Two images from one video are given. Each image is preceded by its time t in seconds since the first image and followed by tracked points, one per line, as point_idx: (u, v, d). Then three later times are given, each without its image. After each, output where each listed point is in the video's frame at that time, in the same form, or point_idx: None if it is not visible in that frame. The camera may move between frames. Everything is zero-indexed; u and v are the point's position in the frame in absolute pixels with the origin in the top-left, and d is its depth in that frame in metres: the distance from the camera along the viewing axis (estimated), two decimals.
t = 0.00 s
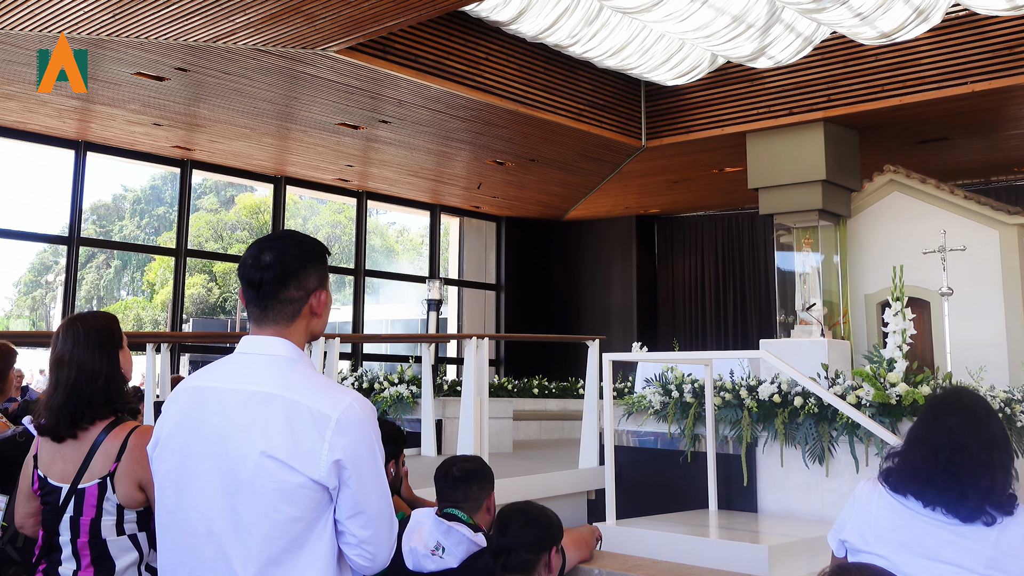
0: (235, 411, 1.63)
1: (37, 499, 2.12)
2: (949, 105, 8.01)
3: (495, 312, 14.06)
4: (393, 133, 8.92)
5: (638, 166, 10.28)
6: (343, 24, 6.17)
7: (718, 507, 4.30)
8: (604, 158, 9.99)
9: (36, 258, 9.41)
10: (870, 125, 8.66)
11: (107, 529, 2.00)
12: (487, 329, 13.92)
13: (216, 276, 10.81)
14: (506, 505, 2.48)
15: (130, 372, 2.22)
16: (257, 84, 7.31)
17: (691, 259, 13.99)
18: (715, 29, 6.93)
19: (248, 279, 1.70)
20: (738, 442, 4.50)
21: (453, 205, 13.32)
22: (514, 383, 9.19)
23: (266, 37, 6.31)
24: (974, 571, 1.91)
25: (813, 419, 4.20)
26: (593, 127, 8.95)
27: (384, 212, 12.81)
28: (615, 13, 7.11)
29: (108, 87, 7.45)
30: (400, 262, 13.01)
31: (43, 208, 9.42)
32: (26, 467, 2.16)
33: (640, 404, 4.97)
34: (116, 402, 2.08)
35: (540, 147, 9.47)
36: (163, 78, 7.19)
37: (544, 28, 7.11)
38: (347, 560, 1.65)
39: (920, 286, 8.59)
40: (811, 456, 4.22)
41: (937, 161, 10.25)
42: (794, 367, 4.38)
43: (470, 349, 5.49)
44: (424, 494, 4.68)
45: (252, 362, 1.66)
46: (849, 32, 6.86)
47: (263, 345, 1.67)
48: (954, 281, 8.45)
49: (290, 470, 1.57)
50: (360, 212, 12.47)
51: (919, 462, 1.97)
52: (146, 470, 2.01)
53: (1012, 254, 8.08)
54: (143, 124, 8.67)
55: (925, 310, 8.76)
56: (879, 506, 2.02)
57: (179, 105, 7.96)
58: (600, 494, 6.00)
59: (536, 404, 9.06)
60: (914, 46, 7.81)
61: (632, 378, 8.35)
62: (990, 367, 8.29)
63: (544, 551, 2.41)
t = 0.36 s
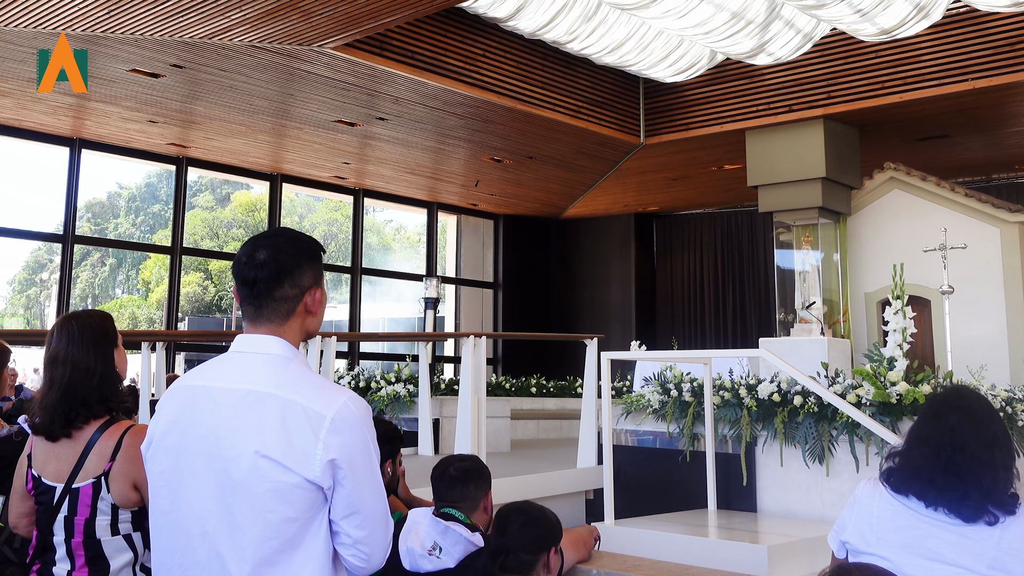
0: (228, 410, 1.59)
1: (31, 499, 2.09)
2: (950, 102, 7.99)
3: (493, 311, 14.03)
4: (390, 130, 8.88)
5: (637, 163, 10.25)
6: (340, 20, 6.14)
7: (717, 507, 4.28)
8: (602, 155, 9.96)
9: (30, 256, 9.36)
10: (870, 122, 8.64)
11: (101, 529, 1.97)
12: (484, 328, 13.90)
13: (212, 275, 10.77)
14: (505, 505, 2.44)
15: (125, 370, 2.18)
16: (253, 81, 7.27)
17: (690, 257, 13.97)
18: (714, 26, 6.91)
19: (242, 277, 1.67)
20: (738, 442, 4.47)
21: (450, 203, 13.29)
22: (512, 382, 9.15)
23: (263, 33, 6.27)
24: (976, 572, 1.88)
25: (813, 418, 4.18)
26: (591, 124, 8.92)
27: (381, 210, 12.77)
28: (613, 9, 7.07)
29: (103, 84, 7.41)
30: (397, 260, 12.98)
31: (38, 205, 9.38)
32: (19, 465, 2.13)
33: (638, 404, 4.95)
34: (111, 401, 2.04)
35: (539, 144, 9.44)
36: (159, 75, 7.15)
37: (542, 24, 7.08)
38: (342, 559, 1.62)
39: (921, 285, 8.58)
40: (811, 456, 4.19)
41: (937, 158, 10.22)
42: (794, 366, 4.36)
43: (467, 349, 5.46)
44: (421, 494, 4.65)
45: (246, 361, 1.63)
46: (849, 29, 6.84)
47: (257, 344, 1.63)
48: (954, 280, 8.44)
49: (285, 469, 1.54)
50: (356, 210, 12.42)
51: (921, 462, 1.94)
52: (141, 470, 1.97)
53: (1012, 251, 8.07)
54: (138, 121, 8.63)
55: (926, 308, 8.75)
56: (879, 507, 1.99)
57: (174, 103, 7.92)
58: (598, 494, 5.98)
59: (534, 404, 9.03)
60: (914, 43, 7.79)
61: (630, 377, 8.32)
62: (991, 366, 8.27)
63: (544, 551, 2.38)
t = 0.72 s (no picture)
0: (222, 409, 1.56)
1: (26, 497, 2.05)
2: (951, 99, 7.96)
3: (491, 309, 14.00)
4: (387, 127, 8.84)
5: (635, 160, 10.22)
6: (337, 17, 6.10)
7: (716, 506, 4.26)
8: (601, 152, 9.93)
9: (25, 254, 9.32)
10: (870, 119, 8.62)
11: (96, 529, 1.94)
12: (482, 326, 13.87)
13: (208, 273, 10.73)
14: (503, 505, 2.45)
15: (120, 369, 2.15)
16: (248, 78, 7.23)
17: (689, 255, 13.95)
18: (713, 22, 6.88)
19: (236, 275, 1.64)
20: (737, 441, 4.45)
21: (448, 201, 13.26)
22: (510, 381, 9.12)
23: (259, 29, 6.23)
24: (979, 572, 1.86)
25: (813, 418, 4.15)
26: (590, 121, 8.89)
27: (378, 208, 12.73)
28: (612, 6, 7.04)
29: (98, 81, 7.37)
30: (394, 258, 12.94)
31: (32, 203, 9.34)
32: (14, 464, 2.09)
33: (637, 403, 4.94)
34: (107, 400, 2.01)
35: (536, 141, 9.41)
36: (154, 72, 7.11)
37: (540, 20, 7.05)
38: (337, 560, 1.59)
39: (921, 283, 8.56)
40: (811, 456, 4.17)
41: (938, 156, 10.20)
42: (794, 365, 4.34)
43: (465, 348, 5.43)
44: (418, 494, 4.63)
45: (240, 360, 1.60)
46: (849, 25, 6.81)
47: (252, 342, 1.60)
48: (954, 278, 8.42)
49: (279, 469, 1.51)
50: (353, 207, 12.39)
51: (922, 462, 1.91)
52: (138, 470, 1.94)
53: (1012, 249, 8.05)
54: (133, 118, 8.58)
55: (927, 307, 8.72)
56: (880, 508, 1.96)
57: (169, 99, 7.87)
58: (597, 494, 5.95)
59: (532, 403, 9.00)
60: (915, 40, 7.76)
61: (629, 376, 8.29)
62: (992, 365, 8.25)
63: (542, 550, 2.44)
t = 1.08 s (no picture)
0: (217, 408, 1.53)
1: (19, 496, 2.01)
2: (951, 96, 7.94)
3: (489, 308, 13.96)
4: (383, 124, 8.81)
5: (634, 158, 10.19)
6: (333, 13, 6.07)
7: (716, 506, 4.24)
8: (599, 150, 9.90)
9: (19, 252, 9.27)
10: (871, 116, 8.61)
11: (91, 529, 1.91)
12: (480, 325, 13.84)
13: (203, 271, 10.68)
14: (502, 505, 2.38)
15: (116, 368, 2.12)
16: (244, 74, 7.19)
17: (687, 253, 13.92)
18: (712, 19, 6.85)
19: (230, 273, 1.61)
20: (737, 440, 4.43)
21: (445, 199, 13.23)
22: (508, 379, 9.09)
23: (254, 25, 6.20)
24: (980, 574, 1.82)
25: (813, 417, 4.14)
26: (588, 119, 8.86)
27: (375, 205, 12.68)
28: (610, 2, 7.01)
29: (93, 78, 7.32)
30: (391, 256, 12.90)
31: (27, 201, 9.30)
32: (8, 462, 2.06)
33: (636, 402, 4.93)
34: (101, 398, 1.98)
35: (535, 138, 9.38)
36: (149, 69, 7.07)
37: (538, 17, 7.01)
38: (334, 559, 1.56)
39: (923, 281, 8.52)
40: (810, 455, 4.15)
41: (939, 153, 10.18)
42: (793, 364, 4.33)
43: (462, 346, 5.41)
44: (416, 494, 4.61)
45: (235, 358, 1.57)
46: (849, 21, 6.79)
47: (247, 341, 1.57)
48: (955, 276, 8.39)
49: (274, 468, 1.48)
50: (350, 205, 12.35)
51: (923, 461, 1.89)
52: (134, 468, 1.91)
53: (1012, 246, 8.03)
54: (128, 115, 8.54)
55: (927, 305, 8.70)
56: (881, 507, 1.93)
57: (164, 97, 7.83)
58: (595, 494, 5.93)
59: (530, 402, 8.96)
60: (916, 36, 7.74)
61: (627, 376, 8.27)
62: (993, 363, 8.23)
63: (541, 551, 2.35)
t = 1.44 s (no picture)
0: (211, 406, 1.50)
1: (13, 496, 1.98)
2: (952, 93, 7.92)
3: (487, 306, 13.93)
4: (380, 122, 8.77)
5: (633, 155, 10.16)
6: (329, 9, 6.04)
7: (715, 506, 4.22)
8: (597, 147, 9.87)
9: (14, 250, 9.23)
10: (872, 113, 8.61)
11: (86, 528, 1.88)
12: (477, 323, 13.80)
13: (199, 269, 10.64)
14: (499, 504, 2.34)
15: (111, 366, 2.08)
16: (240, 71, 7.15)
17: (686, 251, 13.91)
18: (711, 15, 6.83)
19: (226, 271, 1.58)
20: (736, 439, 4.40)
21: (443, 196, 13.20)
22: (506, 378, 9.06)
23: (250, 22, 6.16)
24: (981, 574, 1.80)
25: (812, 416, 4.12)
26: (586, 116, 8.83)
27: (371, 203, 12.64)
28: None
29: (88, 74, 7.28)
30: (388, 254, 12.86)
31: (21, 198, 9.25)
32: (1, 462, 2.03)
33: (634, 401, 4.93)
34: (96, 398, 1.95)
35: (534, 136, 9.35)
36: (145, 65, 7.03)
37: (536, 14, 6.98)
38: (329, 559, 1.53)
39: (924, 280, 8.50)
40: (810, 454, 4.13)
41: (939, 150, 10.17)
42: (793, 363, 4.32)
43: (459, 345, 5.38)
44: (413, 494, 4.58)
45: (229, 356, 1.53)
46: (849, 18, 6.76)
47: (241, 338, 1.54)
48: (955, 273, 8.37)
49: (270, 467, 1.45)
50: (346, 202, 12.31)
51: (922, 460, 1.86)
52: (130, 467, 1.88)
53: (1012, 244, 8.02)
54: (123, 112, 8.49)
55: (928, 303, 8.68)
56: (881, 507, 1.91)
57: (160, 94, 7.79)
58: (594, 493, 5.90)
59: (528, 401, 8.93)
60: (916, 33, 7.72)
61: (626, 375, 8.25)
62: (994, 362, 8.21)
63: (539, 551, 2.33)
